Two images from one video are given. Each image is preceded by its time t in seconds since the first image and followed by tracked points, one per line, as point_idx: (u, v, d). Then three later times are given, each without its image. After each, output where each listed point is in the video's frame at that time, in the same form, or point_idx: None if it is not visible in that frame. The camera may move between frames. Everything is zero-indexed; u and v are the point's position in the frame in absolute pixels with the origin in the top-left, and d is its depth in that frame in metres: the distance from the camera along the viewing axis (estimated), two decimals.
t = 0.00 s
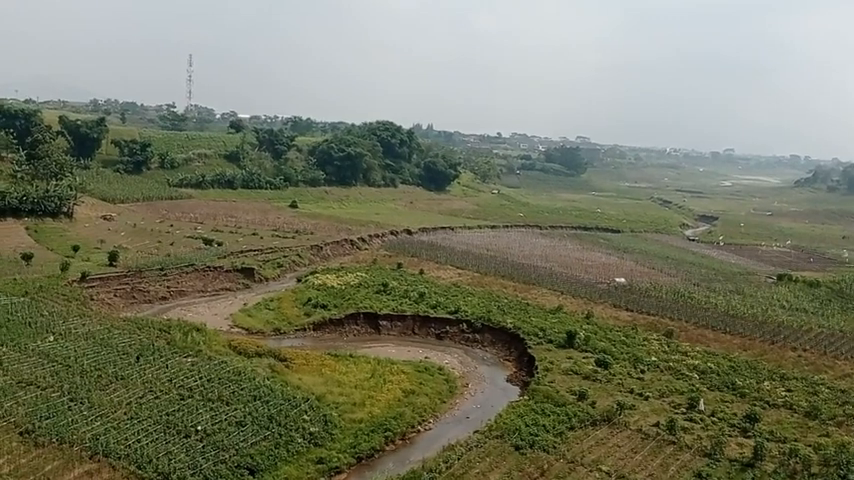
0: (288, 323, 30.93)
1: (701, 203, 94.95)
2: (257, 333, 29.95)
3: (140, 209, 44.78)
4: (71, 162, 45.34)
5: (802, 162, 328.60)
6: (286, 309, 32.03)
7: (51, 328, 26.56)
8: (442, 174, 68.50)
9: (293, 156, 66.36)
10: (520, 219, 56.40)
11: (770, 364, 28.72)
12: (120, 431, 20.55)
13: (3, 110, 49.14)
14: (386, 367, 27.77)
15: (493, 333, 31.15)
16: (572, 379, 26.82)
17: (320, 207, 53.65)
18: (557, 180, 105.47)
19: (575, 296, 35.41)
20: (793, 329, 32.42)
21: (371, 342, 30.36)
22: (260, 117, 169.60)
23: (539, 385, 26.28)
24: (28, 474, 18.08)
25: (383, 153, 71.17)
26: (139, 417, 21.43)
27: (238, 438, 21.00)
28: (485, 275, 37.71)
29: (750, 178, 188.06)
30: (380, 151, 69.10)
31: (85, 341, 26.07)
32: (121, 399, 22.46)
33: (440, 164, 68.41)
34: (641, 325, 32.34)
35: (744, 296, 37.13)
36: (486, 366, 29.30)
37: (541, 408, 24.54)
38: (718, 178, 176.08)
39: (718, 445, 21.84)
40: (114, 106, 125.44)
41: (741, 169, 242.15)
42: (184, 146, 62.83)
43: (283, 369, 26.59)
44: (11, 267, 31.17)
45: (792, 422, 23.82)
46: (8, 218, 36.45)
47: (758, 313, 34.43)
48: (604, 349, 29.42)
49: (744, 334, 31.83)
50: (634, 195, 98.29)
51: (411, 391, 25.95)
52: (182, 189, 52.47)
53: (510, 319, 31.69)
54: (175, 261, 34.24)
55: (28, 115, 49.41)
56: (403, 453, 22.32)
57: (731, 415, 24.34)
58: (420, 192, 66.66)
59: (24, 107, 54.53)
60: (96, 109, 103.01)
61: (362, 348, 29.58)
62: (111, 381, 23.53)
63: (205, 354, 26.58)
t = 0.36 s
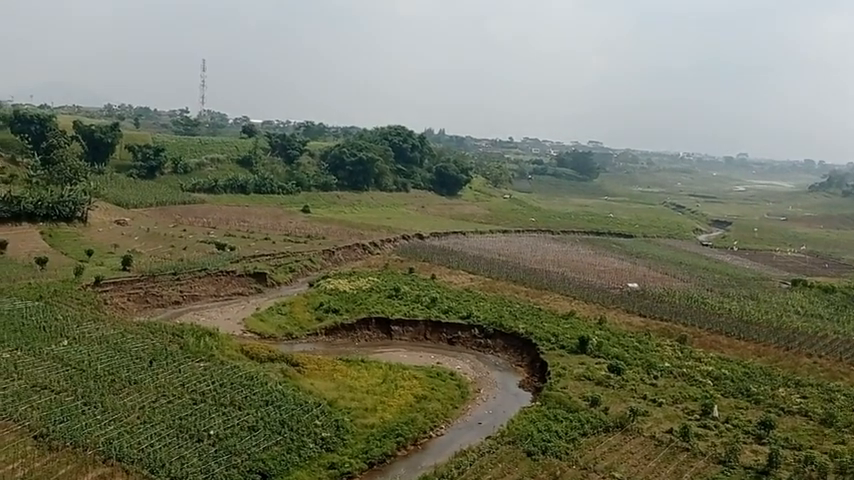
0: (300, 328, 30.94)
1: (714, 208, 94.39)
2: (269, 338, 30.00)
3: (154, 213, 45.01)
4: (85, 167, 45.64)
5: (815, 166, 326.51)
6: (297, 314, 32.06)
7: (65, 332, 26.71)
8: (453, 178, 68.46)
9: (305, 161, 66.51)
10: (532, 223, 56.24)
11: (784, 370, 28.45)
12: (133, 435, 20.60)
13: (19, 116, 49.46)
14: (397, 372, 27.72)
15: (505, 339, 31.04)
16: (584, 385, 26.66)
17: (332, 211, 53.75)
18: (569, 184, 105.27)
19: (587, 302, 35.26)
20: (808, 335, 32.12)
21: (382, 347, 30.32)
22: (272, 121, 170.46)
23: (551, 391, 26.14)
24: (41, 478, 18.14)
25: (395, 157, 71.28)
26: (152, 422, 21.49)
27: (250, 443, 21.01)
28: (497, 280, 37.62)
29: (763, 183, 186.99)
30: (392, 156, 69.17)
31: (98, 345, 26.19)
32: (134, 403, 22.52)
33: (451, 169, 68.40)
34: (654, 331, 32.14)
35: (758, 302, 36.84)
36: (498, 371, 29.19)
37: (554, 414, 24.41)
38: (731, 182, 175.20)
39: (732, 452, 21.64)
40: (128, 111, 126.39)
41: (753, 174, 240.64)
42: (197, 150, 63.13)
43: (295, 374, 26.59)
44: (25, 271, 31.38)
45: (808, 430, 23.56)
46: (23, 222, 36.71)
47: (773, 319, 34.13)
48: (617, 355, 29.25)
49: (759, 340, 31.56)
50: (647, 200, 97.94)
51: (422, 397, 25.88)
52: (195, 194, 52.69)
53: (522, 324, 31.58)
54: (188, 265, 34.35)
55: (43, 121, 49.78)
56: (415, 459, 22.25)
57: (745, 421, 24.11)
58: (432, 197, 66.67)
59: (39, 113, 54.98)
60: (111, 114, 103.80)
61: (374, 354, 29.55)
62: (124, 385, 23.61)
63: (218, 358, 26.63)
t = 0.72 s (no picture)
0: (311, 335, 30.97)
1: (728, 214, 93.86)
2: (281, 346, 30.04)
3: (167, 221, 45.27)
4: (100, 176, 45.98)
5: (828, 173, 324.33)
6: (309, 322, 32.10)
7: (79, 340, 26.87)
8: (465, 186, 68.44)
9: (317, 169, 66.71)
10: (544, 231, 56.13)
11: (800, 378, 28.19)
12: (146, 442, 20.65)
13: (34, 124, 49.92)
14: (409, 380, 27.67)
15: (517, 346, 30.93)
16: (597, 393, 26.51)
17: (344, 219, 53.84)
18: (581, 192, 105.06)
19: (600, 309, 35.09)
20: (823, 343, 31.83)
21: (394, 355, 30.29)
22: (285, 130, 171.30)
23: (564, 399, 26.01)
24: None
25: (406, 165, 71.42)
26: (164, 429, 21.54)
27: (262, 450, 21.02)
28: (508, 288, 37.53)
29: (776, 189, 185.99)
30: (403, 163, 69.30)
31: (111, 353, 26.33)
32: (146, 410, 22.60)
33: (463, 176, 68.41)
34: (668, 339, 31.94)
35: (773, 309, 36.55)
36: (510, 379, 29.08)
37: (566, 422, 24.28)
38: (744, 189, 174.21)
39: (747, 461, 21.44)
40: (143, 120, 127.37)
41: (766, 181, 239.29)
42: (209, 159, 63.49)
43: (307, 381, 26.59)
44: (40, 279, 31.61)
45: (823, 438, 23.31)
46: (38, 231, 36.99)
47: (788, 326, 33.84)
48: (629, 363, 29.08)
49: (773, 347, 31.29)
50: (660, 207, 97.58)
51: (434, 404, 25.80)
52: (208, 202, 52.96)
53: (534, 332, 31.46)
54: (200, 273, 34.49)
55: (58, 130, 50.24)
56: (427, 467, 22.18)
57: (760, 430, 23.88)
58: (443, 204, 66.69)
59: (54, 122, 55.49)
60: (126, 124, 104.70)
61: (386, 361, 29.52)
62: (137, 392, 23.70)
63: (230, 366, 26.70)
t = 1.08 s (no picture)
0: (329, 342, 31.04)
1: (749, 221, 92.94)
2: (299, 352, 30.11)
3: (186, 228, 45.61)
4: (121, 184, 46.47)
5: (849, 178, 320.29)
6: (327, 328, 32.16)
7: (99, 346, 27.12)
8: (482, 192, 68.35)
9: (335, 176, 66.94)
10: (562, 238, 55.90)
11: (823, 387, 27.79)
12: (165, 448, 20.77)
13: (57, 133, 50.80)
14: (427, 387, 27.62)
15: (535, 354, 30.79)
16: (616, 401, 26.30)
17: (362, 226, 54.00)
18: (600, 198, 104.56)
19: (619, 316, 34.87)
20: (847, 351, 31.36)
21: (412, 362, 30.24)
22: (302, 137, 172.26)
23: (582, 407, 25.83)
24: None
25: (424, 172, 71.51)
26: (184, 435, 21.66)
27: (280, 456, 21.07)
28: (527, 295, 37.38)
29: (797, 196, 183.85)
30: (421, 170, 69.39)
31: (132, 358, 26.54)
32: (166, 416, 22.74)
33: (480, 183, 68.36)
34: (688, 346, 31.64)
35: (795, 317, 36.10)
36: (528, 387, 28.93)
37: (585, 430, 24.10)
38: (765, 195, 172.43)
39: (769, 470, 21.16)
40: (163, 128, 128.68)
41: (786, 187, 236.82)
42: (229, 166, 63.99)
43: (325, 388, 26.63)
44: (62, 285, 31.96)
45: (847, 448, 22.96)
46: (61, 237, 37.41)
47: (810, 334, 33.40)
48: (649, 371, 28.83)
49: (795, 356, 30.89)
50: (679, 213, 96.87)
51: (452, 412, 25.71)
52: (227, 209, 53.34)
53: (552, 339, 31.30)
54: (219, 279, 34.70)
55: (80, 138, 50.88)
56: (445, 474, 22.10)
57: (782, 439, 23.56)
58: (460, 211, 66.65)
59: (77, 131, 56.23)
60: (146, 132, 105.75)
61: (403, 368, 29.48)
62: (157, 398, 23.86)
63: (249, 372, 26.81)
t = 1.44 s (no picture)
0: (346, 348, 31.07)
1: (768, 227, 92.09)
2: (316, 358, 30.17)
3: (205, 235, 45.91)
4: (140, 191, 46.89)
5: None
6: (344, 334, 32.20)
7: (119, 351, 27.33)
8: (499, 198, 68.24)
9: (351, 183, 67.13)
10: (579, 243, 55.69)
11: (845, 395, 27.41)
12: (183, 453, 20.86)
13: (78, 141, 51.44)
14: (444, 393, 27.57)
15: (552, 360, 30.65)
16: (634, 409, 26.10)
17: (379, 232, 54.10)
18: (617, 204, 104.09)
19: (637, 323, 34.64)
20: None
21: (428, 369, 30.20)
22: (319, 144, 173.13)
23: (600, 414, 25.66)
24: None
25: (441, 178, 71.55)
26: (201, 440, 21.74)
27: (297, 462, 21.09)
28: (544, 301, 37.25)
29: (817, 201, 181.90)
30: (437, 176, 69.45)
31: (150, 364, 26.72)
32: (184, 422, 22.84)
33: (497, 189, 68.27)
34: (707, 353, 31.36)
35: (816, 324, 35.67)
36: (545, 393, 28.80)
37: (603, 438, 23.94)
38: (783, 200, 170.88)
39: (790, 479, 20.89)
40: (182, 136, 129.82)
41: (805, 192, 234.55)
42: (246, 173, 64.39)
43: (342, 394, 26.65)
44: (82, 291, 32.26)
45: None
46: (81, 244, 37.78)
47: (832, 341, 33.00)
48: (668, 378, 28.61)
49: (817, 363, 30.51)
50: (697, 219, 96.20)
51: (469, 418, 25.63)
52: (244, 215, 53.65)
53: (570, 346, 31.15)
54: (237, 285, 34.88)
55: (100, 146, 51.44)
56: None
57: (803, 447, 23.26)
58: (477, 217, 66.60)
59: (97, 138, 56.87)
60: (165, 140, 106.76)
61: (420, 375, 29.44)
62: (175, 404, 23.98)
63: (266, 378, 26.89)
